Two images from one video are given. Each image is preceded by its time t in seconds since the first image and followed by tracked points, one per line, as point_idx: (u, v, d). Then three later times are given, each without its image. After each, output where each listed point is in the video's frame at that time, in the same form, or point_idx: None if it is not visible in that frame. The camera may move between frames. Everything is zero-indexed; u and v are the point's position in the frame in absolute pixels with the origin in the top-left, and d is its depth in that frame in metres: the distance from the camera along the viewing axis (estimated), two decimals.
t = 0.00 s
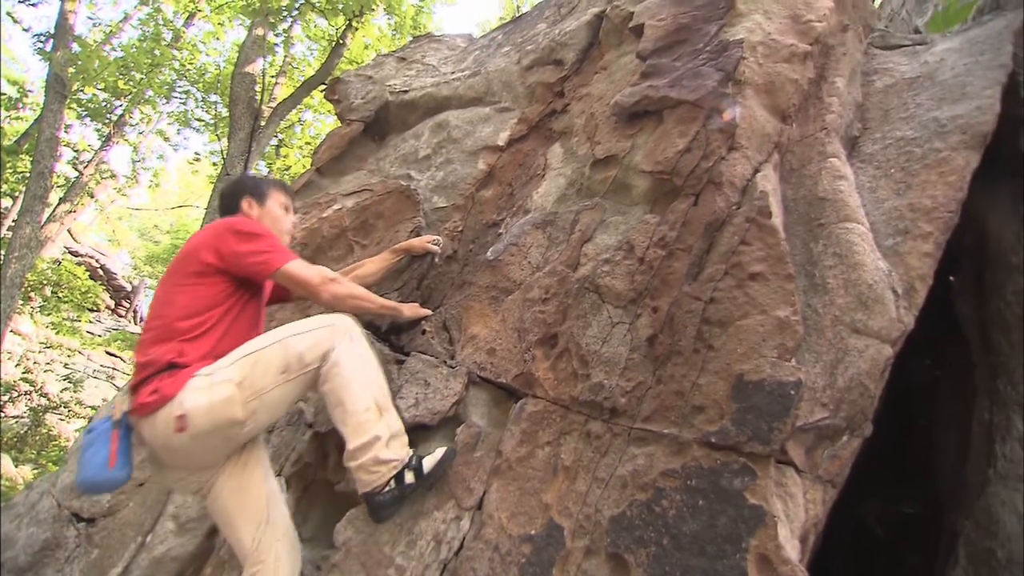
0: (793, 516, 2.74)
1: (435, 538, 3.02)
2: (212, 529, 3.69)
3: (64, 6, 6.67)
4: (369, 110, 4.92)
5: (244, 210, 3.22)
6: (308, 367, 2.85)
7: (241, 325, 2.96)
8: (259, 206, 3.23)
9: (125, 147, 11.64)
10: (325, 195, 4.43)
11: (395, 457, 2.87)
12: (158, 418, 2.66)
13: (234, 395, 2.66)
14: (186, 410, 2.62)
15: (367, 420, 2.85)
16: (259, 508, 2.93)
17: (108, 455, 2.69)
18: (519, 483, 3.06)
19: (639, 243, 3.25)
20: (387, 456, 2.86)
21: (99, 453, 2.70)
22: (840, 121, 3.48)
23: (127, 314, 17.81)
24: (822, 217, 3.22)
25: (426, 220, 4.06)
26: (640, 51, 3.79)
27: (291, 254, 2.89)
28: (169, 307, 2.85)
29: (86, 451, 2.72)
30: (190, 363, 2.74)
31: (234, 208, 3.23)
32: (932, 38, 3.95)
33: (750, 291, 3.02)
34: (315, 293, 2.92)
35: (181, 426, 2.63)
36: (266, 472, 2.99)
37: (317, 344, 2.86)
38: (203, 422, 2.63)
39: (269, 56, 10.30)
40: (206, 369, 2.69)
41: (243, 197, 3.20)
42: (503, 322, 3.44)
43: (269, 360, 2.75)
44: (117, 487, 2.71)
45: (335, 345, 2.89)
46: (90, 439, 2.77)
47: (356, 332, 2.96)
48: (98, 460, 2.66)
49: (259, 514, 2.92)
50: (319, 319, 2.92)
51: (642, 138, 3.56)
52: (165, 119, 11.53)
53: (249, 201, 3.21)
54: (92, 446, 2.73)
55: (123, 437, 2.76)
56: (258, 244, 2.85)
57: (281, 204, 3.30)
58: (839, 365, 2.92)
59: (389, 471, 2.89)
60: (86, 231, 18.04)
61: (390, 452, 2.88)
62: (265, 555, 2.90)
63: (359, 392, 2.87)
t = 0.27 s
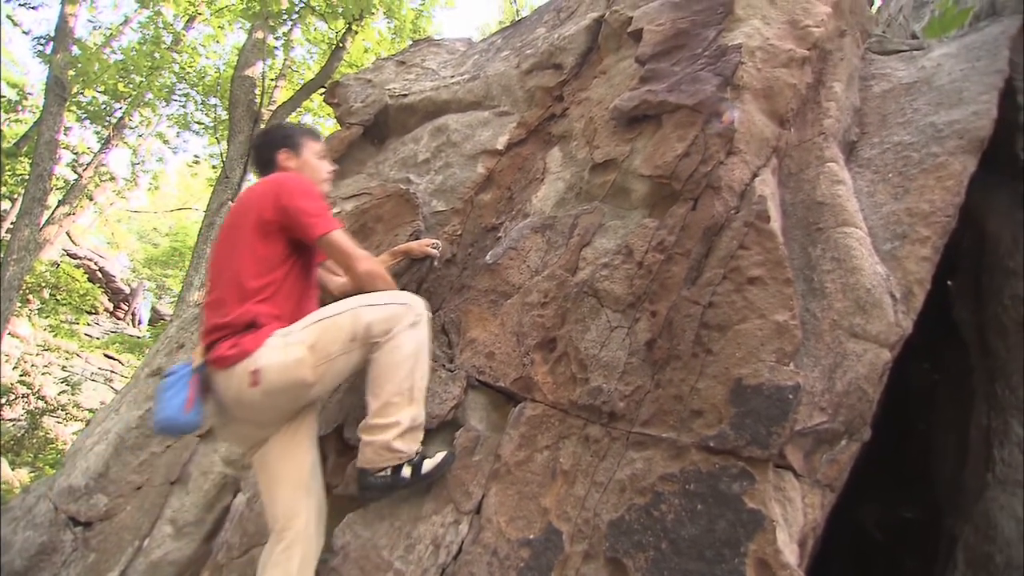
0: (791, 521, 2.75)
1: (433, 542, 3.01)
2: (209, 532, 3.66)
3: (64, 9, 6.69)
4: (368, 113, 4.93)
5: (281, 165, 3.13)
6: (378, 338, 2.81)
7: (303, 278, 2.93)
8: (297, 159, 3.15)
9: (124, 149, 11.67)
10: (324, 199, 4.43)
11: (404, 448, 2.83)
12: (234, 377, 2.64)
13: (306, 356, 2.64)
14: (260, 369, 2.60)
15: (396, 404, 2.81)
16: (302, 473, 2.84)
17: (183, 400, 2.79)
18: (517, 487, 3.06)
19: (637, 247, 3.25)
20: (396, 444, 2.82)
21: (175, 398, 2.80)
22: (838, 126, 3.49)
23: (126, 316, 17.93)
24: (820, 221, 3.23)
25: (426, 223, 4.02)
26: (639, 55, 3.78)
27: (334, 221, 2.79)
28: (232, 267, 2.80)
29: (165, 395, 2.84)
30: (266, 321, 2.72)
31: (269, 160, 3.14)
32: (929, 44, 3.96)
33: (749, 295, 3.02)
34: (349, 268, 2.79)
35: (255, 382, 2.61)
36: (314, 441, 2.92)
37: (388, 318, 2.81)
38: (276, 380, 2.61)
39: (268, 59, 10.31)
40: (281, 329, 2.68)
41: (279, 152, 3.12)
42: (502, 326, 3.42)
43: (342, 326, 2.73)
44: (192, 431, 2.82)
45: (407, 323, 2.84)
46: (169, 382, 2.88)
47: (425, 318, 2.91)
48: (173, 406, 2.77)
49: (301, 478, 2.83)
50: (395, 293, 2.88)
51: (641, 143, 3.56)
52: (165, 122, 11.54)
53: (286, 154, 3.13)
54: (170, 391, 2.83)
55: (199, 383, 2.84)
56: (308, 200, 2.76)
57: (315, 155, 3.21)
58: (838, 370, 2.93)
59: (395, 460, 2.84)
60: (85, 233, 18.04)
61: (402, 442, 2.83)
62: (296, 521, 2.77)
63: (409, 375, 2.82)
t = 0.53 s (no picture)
0: (788, 529, 2.74)
1: (429, 550, 3.01)
2: (203, 539, 3.63)
3: (65, 14, 6.70)
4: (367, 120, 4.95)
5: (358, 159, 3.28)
6: (422, 339, 2.94)
7: (370, 266, 3.06)
8: (372, 155, 3.28)
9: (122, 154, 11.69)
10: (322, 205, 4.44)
11: (409, 445, 2.91)
12: (285, 351, 2.82)
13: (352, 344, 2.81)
14: (309, 349, 2.77)
15: (418, 401, 2.92)
16: (328, 456, 2.96)
17: (251, 369, 2.85)
18: (514, 495, 3.05)
19: (635, 255, 3.26)
20: (405, 440, 2.91)
21: (243, 367, 2.86)
22: (834, 135, 3.50)
23: (122, 320, 18.05)
24: (816, 230, 3.23)
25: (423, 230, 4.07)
26: (636, 64, 3.81)
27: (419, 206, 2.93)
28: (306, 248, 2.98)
29: (230, 365, 2.88)
30: (325, 304, 2.88)
31: (346, 153, 3.31)
32: (923, 54, 3.99)
33: (745, 303, 3.03)
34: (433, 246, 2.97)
35: (302, 360, 2.78)
36: (344, 427, 3.05)
37: (436, 322, 2.94)
38: (322, 363, 2.78)
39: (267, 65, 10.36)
40: (337, 315, 2.85)
41: (356, 147, 3.27)
42: (499, 333, 3.42)
43: (389, 322, 2.89)
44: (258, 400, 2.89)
45: (452, 330, 2.94)
46: (232, 353, 2.91)
47: (471, 329, 2.99)
48: (243, 373, 2.82)
49: (326, 461, 2.95)
50: (446, 298, 3.00)
51: (638, 151, 3.57)
52: (163, 127, 11.56)
53: (362, 151, 3.28)
54: (235, 361, 2.88)
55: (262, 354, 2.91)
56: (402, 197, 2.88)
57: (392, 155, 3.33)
58: (834, 378, 2.93)
59: (399, 453, 2.92)
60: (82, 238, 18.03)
61: (410, 439, 2.92)
62: (320, 503, 2.90)
63: (440, 378, 2.92)
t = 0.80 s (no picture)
0: (782, 538, 2.74)
1: (424, 558, 3.01)
2: (196, 546, 3.62)
3: (63, 18, 6.70)
4: (364, 127, 4.97)
5: (381, 167, 3.57)
6: (439, 349, 3.04)
7: (391, 270, 3.19)
8: (395, 161, 3.59)
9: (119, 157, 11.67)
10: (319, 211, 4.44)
11: (410, 449, 2.97)
12: (304, 345, 2.90)
13: (371, 346, 2.90)
14: (329, 343, 2.86)
15: (425, 409, 3.00)
16: (333, 459, 3.04)
17: (268, 360, 2.91)
18: (509, 503, 3.04)
19: (630, 263, 3.26)
20: (406, 443, 2.97)
21: (260, 357, 2.91)
22: (829, 145, 3.52)
23: (115, 324, 17.99)
24: (810, 239, 3.25)
25: (420, 237, 4.08)
26: (632, 73, 3.84)
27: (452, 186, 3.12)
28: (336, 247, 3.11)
29: (248, 355, 2.93)
30: (348, 304, 3.00)
31: (370, 161, 3.59)
32: (915, 66, 4.02)
33: (740, 312, 3.04)
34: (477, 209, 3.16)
35: (321, 356, 2.86)
36: (350, 430, 3.13)
37: (454, 335, 3.04)
38: (340, 360, 2.87)
39: (265, 70, 10.37)
40: (358, 315, 2.96)
41: (379, 154, 3.56)
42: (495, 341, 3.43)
43: (409, 329, 2.96)
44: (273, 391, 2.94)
45: (469, 343, 3.05)
46: (251, 343, 2.97)
47: (487, 346, 3.10)
48: (260, 364, 2.87)
49: (331, 464, 3.02)
50: (465, 312, 3.10)
51: (634, 159, 3.58)
52: (160, 131, 11.56)
53: (385, 158, 3.57)
54: (254, 351, 2.93)
55: (280, 346, 2.97)
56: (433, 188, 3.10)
57: (413, 157, 3.64)
58: (828, 387, 2.93)
59: (398, 456, 2.98)
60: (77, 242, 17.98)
61: (412, 443, 2.98)
62: (325, 505, 2.95)
63: (449, 389, 3.02)
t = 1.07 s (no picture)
0: (775, 547, 2.73)
1: (416, 565, 3.00)
2: (187, 553, 3.60)
3: (59, 19, 6.71)
4: (360, 132, 4.97)
5: (382, 163, 3.58)
6: (438, 361, 3.01)
7: (391, 274, 3.16)
8: (396, 157, 3.59)
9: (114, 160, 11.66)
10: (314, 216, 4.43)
11: (404, 459, 2.96)
12: (301, 352, 2.89)
13: (368, 356, 2.90)
14: (326, 352, 2.86)
15: (421, 419, 2.99)
16: (326, 465, 3.04)
17: (263, 365, 2.88)
18: (502, 510, 3.04)
19: (625, 271, 3.27)
20: (401, 452, 2.96)
21: (255, 362, 2.89)
22: (823, 155, 3.54)
23: (109, 327, 17.93)
24: (804, 248, 3.26)
25: (416, 243, 4.07)
26: (628, 81, 3.85)
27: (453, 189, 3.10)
28: (336, 251, 3.09)
29: (242, 359, 2.91)
30: (347, 309, 2.98)
31: (372, 158, 3.60)
32: (908, 77, 4.06)
33: (734, 320, 3.04)
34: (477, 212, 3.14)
35: (317, 364, 2.86)
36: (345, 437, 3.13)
37: (453, 347, 3.01)
38: (337, 369, 2.86)
39: (261, 74, 10.38)
40: (356, 322, 2.95)
41: (380, 150, 3.57)
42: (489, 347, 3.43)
43: (408, 339, 2.95)
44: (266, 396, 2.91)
45: (468, 355, 3.02)
46: (246, 347, 2.94)
47: (486, 357, 3.09)
48: (255, 368, 2.85)
49: (325, 470, 3.03)
50: (466, 324, 3.08)
51: (630, 167, 3.60)
52: (157, 133, 11.55)
53: (386, 154, 3.58)
54: (249, 355, 2.91)
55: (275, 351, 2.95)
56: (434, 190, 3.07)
57: (414, 154, 3.66)
58: (822, 395, 2.94)
59: (392, 465, 2.97)
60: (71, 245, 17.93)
61: (407, 452, 2.98)
62: (317, 510, 2.95)
63: (446, 400, 3.01)
